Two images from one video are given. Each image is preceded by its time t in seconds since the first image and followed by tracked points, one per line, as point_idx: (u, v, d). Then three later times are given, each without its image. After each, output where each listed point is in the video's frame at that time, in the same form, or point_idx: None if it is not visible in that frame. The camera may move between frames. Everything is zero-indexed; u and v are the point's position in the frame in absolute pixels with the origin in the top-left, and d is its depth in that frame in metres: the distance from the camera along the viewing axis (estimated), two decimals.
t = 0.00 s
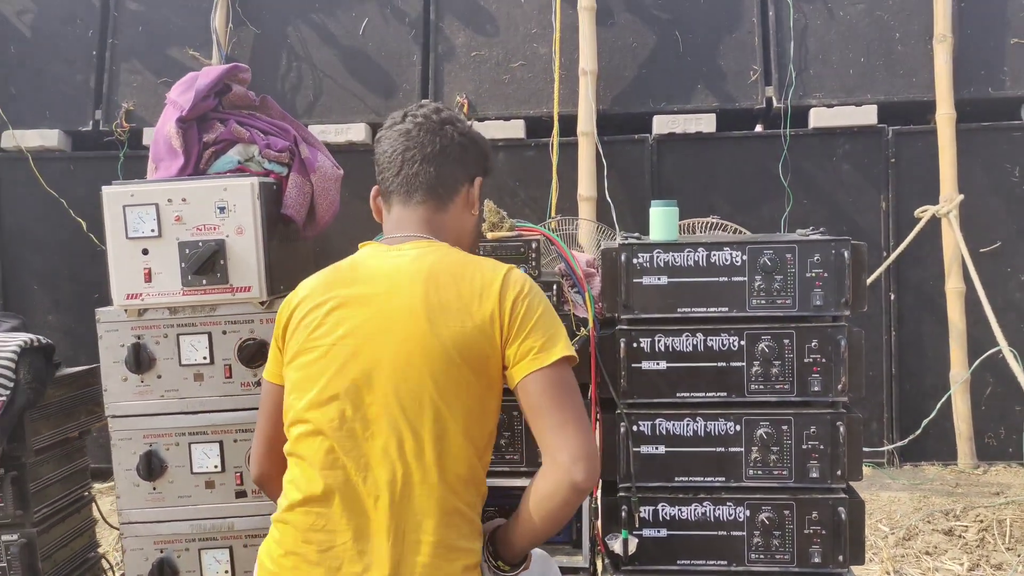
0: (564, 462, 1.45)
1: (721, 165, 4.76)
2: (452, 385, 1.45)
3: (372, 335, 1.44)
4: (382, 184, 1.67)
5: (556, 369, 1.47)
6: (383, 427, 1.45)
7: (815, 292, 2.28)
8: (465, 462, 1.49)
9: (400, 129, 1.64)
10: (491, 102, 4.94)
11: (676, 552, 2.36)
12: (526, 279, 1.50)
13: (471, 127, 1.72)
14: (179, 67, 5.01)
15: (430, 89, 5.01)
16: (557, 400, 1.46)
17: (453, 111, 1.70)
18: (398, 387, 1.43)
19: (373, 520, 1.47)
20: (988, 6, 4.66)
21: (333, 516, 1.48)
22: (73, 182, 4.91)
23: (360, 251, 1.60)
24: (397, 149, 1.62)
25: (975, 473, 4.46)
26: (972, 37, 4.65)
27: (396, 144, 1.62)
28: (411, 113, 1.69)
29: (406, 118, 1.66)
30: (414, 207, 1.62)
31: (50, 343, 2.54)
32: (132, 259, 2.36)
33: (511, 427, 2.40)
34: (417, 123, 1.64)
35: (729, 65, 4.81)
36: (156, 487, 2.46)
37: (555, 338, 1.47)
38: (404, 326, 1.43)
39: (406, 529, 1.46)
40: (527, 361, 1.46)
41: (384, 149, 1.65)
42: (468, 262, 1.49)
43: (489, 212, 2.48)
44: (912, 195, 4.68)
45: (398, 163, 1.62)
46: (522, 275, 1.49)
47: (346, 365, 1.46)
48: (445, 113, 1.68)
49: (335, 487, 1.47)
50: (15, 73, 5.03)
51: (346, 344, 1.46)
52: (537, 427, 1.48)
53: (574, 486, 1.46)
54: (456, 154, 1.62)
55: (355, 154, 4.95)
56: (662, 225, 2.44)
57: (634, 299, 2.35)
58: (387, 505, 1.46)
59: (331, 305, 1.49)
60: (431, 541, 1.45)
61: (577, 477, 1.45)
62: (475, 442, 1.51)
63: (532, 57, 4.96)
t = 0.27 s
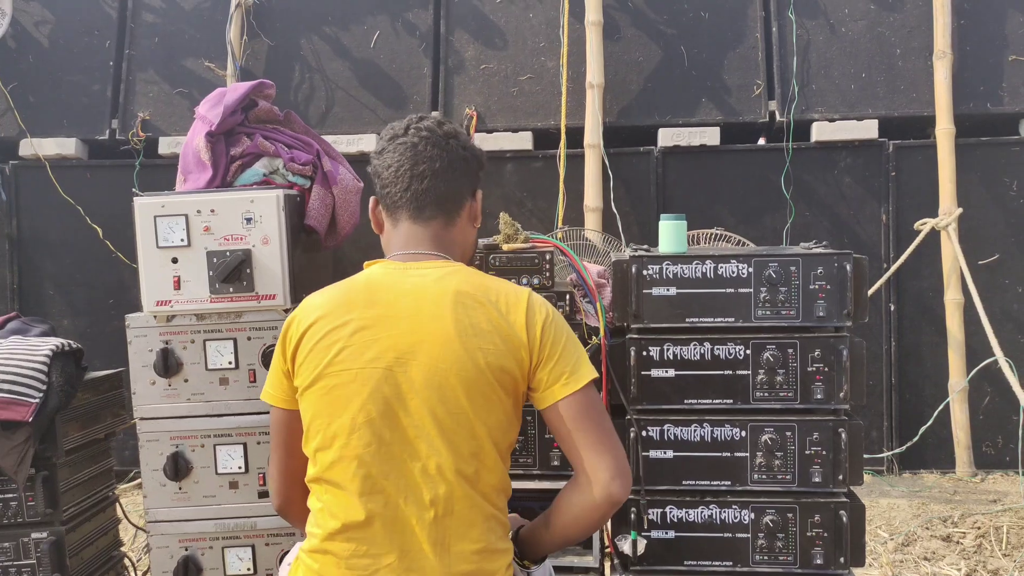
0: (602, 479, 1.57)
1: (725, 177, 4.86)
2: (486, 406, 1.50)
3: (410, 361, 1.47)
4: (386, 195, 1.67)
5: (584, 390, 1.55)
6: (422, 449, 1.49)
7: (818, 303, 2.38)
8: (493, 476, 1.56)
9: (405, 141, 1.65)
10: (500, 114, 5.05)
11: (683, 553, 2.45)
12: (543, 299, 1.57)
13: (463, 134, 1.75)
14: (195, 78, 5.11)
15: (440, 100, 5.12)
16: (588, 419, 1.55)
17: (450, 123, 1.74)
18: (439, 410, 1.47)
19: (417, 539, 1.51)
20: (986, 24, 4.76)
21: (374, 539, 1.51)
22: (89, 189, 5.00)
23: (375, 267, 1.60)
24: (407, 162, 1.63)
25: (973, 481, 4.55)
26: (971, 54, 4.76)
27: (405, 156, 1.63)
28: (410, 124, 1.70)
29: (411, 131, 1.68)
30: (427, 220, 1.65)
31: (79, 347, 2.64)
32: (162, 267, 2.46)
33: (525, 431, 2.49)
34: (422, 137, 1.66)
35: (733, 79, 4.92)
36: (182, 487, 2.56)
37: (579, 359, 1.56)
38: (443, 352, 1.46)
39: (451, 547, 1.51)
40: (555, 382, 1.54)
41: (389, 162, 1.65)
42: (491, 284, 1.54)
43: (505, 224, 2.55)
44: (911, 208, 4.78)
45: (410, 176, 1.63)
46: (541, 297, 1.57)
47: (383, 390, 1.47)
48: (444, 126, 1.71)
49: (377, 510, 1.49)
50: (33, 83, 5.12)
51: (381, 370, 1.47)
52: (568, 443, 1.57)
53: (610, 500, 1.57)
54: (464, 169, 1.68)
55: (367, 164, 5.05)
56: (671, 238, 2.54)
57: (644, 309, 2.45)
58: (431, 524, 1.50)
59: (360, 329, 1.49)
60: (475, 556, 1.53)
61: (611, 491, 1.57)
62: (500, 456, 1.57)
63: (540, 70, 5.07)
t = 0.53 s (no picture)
0: (568, 501, 1.56)
1: (728, 180, 4.94)
2: (453, 422, 1.45)
3: (374, 378, 1.42)
4: (358, 201, 1.57)
5: (552, 408, 1.50)
6: (389, 467, 1.45)
7: (820, 303, 2.46)
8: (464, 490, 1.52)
9: (381, 147, 1.54)
10: (507, 116, 5.13)
11: (687, 545, 2.53)
12: (513, 309, 1.50)
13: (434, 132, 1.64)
14: (206, 79, 5.19)
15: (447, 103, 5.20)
16: (554, 439, 1.51)
17: (422, 123, 1.63)
18: (404, 428, 1.42)
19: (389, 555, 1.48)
20: (986, 31, 4.84)
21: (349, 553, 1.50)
22: (103, 188, 5.08)
23: (347, 278, 1.55)
24: (384, 171, 1.53)
25: (970, 479, 4.63)
26: (971, 60, 4.84)
27: (381, 165, 1.53)
28: (382, 127, 1.59)
29: (385, 136, 1.57)
30: (405, 231, 1.57)
31: (103, 343, 2.71)
32: (185, 265, 2.54)
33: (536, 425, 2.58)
34: (398, 142, 1.55)
35: (737, 84, 5.00)
36: (202, 478, 2.64)
37: (549, 375, 1.49)
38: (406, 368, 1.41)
39: (422, 563, 1.48)
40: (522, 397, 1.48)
41: (364, 169, 1.54)
42: (459, 295, 1.48)
43: (517, 225, 2.64)
44: (911, 211, 4.86)
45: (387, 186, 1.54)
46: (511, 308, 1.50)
47: (349, 406, 1.44)
48: (416, 128, 1.61)
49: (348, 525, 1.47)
50: (48, 83, 5.20)
51: (347, 386, 1.44)
52: (536, 461, 1.54)
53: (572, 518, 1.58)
54: (441, 177, 1.60)
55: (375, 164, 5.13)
56: (677, 240, 2.62)
57: (651, 309, 2.53)
58: (402, 542, 1.48)
59: (328, 343, 1.46)
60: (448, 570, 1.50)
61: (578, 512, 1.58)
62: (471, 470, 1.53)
63: (546, 73, 5.15)
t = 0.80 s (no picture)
0: (542, 510, 1.72)
1: (729, 182, 5.01)
2: (442, 432, 1.52)
3: (365, 389, 1.49)
4: (359, 206, 1.61)
5: (537, 427, 1.59)
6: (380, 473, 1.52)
7: (818, 304, 2.53)
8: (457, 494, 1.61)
9: (385, 156, 1.58)
10: (511, 119, 5.20)
11: (687, 539, 2.60)
12: (502, 322, 1.56)
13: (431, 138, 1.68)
14: (214, 80, 5.26)
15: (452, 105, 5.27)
16: (537, 454, 1.62)
17: (418, 129, 1.68)
18: (394, 436, 1.49)
19: (382, 552, 1.57)
20: (984, 36, 4.92)
21: (342, 551, 1.58)
22: (112, 188, 5.15)
23: (343, 286, 1.60)
24: (388, 180, 1.57)
25: (966, 478, 4.71)
26: (968, 65, 4.91)
27: (386, 174, 1.57)
28: (381, 134, 1.63)
29: (387, 144, 1.61)
30: (405, 237, 1.63)
31: (119, 340, 2.77)
32: (200, 265, 2.61)
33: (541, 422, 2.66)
34: (401, 151, 1.60)
35: (738, 87, 5.07)
36: (216, 472, 2.72)
37: (537, 393, 1.57)
38: (396, 381, 1.48)
39: (411, 565, 1.57)
40: (512, 410, 1.56)
41: (368, 177, 1.58)
42: (449, 308, 1.54)
43: (523, 228, 2.71)
44: (909, 214, 4.93)
45: (391, 195, 1.58)
46: (501, 324, 1.55)
47: (341, 414, 1.51)
48: (413, 135, 1.65)
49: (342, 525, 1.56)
50: (58, 83, 5.27)
51: (338, 396, 1.50)
52: (518, 473, 1.65)
53: (543, 523, 1.75)
54: (439, 185, 1.66)
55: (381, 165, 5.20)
56: (679, 242, 2.69)
57: (653, 309, 2.60)
58: (394, 543, 1.56)
59: (321, 353, 1.52)
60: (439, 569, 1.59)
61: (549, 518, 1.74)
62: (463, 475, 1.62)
63: (550, 76, 5.23)
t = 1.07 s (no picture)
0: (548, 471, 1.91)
1: (728, 170, 5.08)
2: (482, 405, 1.66)
3: (407, 369, 1.60)
4: (371, 192, 1.71)
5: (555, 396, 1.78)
6: (424, 448, 1.64)
7: (811, 289, 2.60)
8: (491, 462, 1.75)
9: (392, 142, 1.68)
10: (513, 105, 5.26)
11: (681, 515, 2.68)
12: (527, 298, 1.72)
13: (438, 125, 1.78)
14: (219, 65, 5.32)
15: (454, 91, 5.32)
16: (555, 417, 1.82)
17: (423, 114, 1.77)
18: (438, 414, 1.61)
19: (424, 522, 1.69)
20: (982, 27, 4.96)
21: (382, 520, 1.70)
22: (118, 170, 5.21)
23: (367, 272, 1.69)
24: (397, 165, 1.67)
25: (957, 463, 4.79)
26: (966, 55, 4.96)
27: (394, 160, 1.67)
28: (389, 121, 1.73)
29: (395, 130, 1.70)
30: (416, 218, 1.73)
31: (130, 318, 2.85)
32: (210, 246, 2.68)
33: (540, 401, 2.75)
34: (407, 137, 1.69)
35: (737, 76, 5.13)
36: (224, 447, 2.79)
37: (560, 362, 1.77)
38: (438, 359, 1.59)
39: (452, 529, 1.71)
40: (541, 379, 1.75)
41: (377, 164, 1.68)
42: (479, 288, 1.67)
43: (523, 212, 2.77)
44: (905, 202, 4.99)
45: (400, 179, 1.68)
46: (526, 300, 1.71)
47: (385, 396, 1.61)
48: (419, 121, 1.75)
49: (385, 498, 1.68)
50: (65, 66, 5.33)
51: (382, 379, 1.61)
52: (534, 435, 1.84)
53: (550, 480, 1.95)
54: (446, 166, 1.75)
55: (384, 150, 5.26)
56: (676, 227, 2.76)
57: (650, 292, 2.67)
58: (434, 511, 1.69)
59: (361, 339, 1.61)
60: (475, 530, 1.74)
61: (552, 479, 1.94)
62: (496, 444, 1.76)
63: (552, 63, 5.28)
